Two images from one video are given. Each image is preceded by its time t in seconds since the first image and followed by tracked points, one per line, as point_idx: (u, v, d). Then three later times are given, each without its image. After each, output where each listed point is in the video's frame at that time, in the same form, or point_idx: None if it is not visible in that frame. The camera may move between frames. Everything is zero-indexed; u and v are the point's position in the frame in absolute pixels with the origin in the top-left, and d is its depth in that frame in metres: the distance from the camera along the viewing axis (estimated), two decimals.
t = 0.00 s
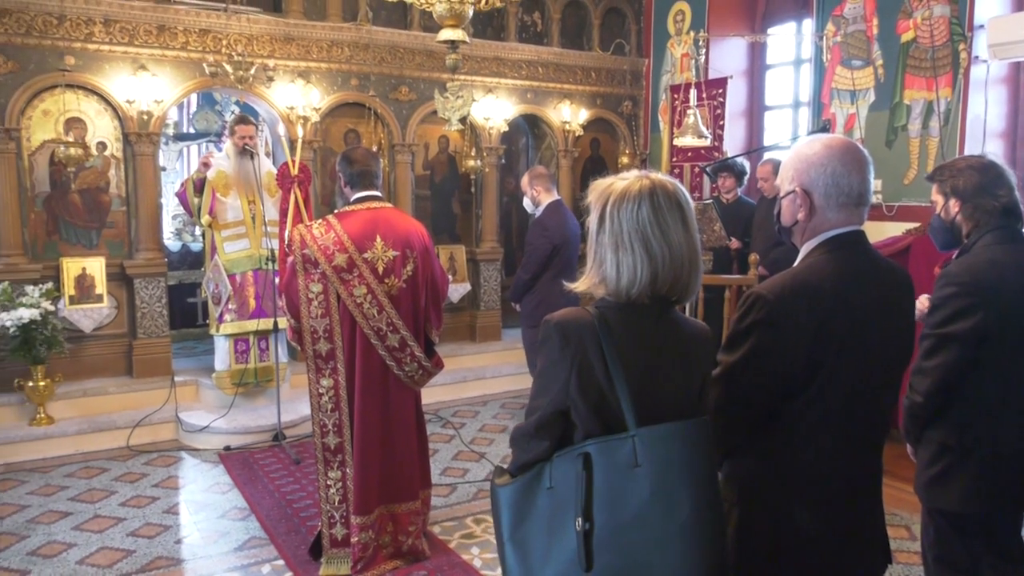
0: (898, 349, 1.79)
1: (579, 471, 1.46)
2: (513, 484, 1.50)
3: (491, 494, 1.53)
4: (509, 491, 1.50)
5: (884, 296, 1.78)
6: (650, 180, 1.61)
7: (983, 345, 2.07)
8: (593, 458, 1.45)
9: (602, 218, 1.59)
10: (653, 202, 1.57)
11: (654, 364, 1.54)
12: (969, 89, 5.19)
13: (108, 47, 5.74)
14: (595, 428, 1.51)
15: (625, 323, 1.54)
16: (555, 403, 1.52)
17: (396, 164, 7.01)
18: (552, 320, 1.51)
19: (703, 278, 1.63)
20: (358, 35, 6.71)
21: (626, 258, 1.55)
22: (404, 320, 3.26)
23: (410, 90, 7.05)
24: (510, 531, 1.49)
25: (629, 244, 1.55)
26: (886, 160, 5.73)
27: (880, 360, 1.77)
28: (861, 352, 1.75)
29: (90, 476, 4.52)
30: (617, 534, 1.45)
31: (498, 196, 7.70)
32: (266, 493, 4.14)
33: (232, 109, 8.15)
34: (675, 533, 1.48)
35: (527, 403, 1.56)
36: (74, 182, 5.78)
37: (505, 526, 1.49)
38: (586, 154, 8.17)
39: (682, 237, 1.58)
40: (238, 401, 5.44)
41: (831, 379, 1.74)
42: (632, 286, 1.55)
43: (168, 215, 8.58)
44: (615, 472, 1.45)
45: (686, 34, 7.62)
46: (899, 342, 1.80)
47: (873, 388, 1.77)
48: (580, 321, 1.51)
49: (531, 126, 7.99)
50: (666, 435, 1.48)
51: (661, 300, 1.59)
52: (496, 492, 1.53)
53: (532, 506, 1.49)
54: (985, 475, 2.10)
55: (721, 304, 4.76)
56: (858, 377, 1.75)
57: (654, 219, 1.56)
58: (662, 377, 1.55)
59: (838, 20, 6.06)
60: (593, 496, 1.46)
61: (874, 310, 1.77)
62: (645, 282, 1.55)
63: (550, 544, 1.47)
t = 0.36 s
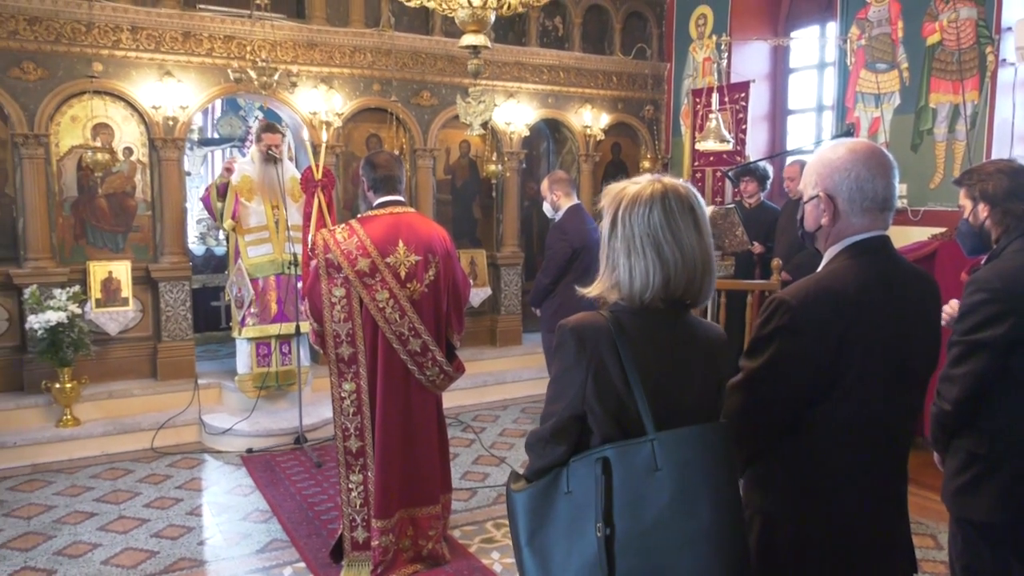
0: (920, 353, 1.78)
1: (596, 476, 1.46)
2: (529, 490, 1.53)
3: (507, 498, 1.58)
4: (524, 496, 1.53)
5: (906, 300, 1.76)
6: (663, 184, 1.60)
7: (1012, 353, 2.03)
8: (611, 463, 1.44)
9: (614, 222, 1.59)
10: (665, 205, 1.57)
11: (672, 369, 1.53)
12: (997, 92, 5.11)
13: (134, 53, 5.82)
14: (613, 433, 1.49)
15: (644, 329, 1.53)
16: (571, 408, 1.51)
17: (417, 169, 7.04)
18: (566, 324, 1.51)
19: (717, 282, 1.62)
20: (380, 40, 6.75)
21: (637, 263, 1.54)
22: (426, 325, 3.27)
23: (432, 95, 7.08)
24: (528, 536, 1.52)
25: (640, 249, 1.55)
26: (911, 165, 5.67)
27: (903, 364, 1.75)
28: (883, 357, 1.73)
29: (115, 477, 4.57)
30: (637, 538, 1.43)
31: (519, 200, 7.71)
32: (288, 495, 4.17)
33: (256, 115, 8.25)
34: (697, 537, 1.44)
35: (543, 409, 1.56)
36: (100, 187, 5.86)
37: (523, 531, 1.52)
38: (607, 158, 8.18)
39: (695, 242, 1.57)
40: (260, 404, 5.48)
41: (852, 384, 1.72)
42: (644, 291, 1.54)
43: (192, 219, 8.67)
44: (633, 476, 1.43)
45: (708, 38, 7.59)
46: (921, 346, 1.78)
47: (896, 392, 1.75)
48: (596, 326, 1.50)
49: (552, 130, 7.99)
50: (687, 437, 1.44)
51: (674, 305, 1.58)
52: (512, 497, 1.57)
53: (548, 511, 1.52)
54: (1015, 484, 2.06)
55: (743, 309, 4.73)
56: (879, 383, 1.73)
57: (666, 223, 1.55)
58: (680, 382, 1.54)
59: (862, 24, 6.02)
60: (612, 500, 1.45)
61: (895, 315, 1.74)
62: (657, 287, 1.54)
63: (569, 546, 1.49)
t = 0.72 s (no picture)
0: (942, 361, 1.74)
1: (586, 481, 1.46)
2: (529, 492, 1.54)
3: (508, 501, 1.57)
4: (524, 499, 1.53)
5: (930, 307, 1.73)
6: (655, 192, 1.57)
7: None
8: (601, 468, 1.45)
9: (605, 229, 1.60)
10: (649, 215, 1.54)
11: (675, 375, 1.50)
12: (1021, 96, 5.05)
13: (157, 60, 5.89)
14: (604, 437, 1.48)
15: (651, 335, 1.51)
16: (563, 412, 1.50)
17: (436, 174, 7.07)
18: (555, 329, 1.53)
19: (707, 294, 1.56)
20: (400, 46, 6.78)
21: (615, 273, 1.54)
22: (445, 330, 3.27)
23: (451, 100, 7.10)
24: (524, 538, 1.53)
25: (620, 258, 1.54)
26: (933, 169, 5.62)
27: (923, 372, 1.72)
28: (902, 366, 1.70)
29: (136, 479, 4.61)
30: (623, 545, 1.43)
31: (537, 205, 7.71)
32: (306, 499, 4.18)
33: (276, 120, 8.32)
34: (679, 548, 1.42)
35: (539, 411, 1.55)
36: (123, 192, 5.93)
37: (520, 533, 1.54)
38: (624, 163, 8.17)
39: (677, 253, 1.52)
40: (279, 408, 5.51)
41: (870, 392, 1.70)
42: (621, 300, 1.53)
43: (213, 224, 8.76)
44: (622, 482, 1.43)
45: (727, 42, 7.56)
46: (944, 355, 1.74)
47: (916, 401, 1.72)
48: (589, 331, 1.49)
49: (570, 135, 7.99)
50: (675, 446, 1.42)
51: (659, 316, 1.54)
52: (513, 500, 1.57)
53: (544, 515, 1.51)
54: None
55: (762, 315, 4.70)
56: (895, 392, 1.70)
57: (646, 233, 1.53)
58: (681, 388, 1.51)
59: (883, 27, 5.97)
60: (601, 505, 1.45)
61: (918, 322, 1.71)
62: (632, 297, 1.52)
63: (558, 551, 1.49)
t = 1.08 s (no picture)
0: (962, 367, 1.72)
1: (565, 482, 1.44)
2: (523, 490, 1.54)
3: (504, 498, 1.57)
4: (517, 497, 1.54)
5: (950, 311, 1.71)
6: (648, 197, 1.55)
7: None
8: (580, 471, 1.42)
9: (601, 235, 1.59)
10: (639, 221, 1.52)
11: (671, 381, 1.47)
12: None
13: (175, 66, 5.94)
14: (589, 443, 1.47)
15: (658, 340, 1.49)
16: (551, 413, 1.50)
17: (451, 179, 7.09)
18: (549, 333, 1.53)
19: (701, 300, 1.53)
20: (415, 51, 6.80)
21: (603, 280, 1.53)
22: (460, 334, 3.27)
23: (466, 105, 7.12)
24: (512, 537, 1.53)
25: (609, 265, 1.53)
26: (952, 173, 5.58)
27: (942, 377, 1.70)
28: (921, 371, 1.69)
29: (152, 482, 4.64)
30: (593, 551, 1.41)
31: (552, 209, 7.72)
32: (321, 502, 4.20)
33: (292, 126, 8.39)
34: (644, 558, 1.38)
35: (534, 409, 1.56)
36: (142, 197, 5.98)
37: (511, 529, 1.54)
38: (639, 167, 8.16)
39: (665, 259, 1.50)
40: (294, 411, 5.54)
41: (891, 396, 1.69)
42: (609, 307, 1.52)
43: (230, 228, 8.83)
44: (597, 488, 1.41)
45: (743, 46, 7.54)
46: (964, 360, 1.72)
47: (935, 406, 1.70)
48: (578, 334, 1.48)
49: (585, 139, 7.99)
50: (650, 453, 1.38)
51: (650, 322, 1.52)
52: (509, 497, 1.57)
53: (532, 514, 1.51)
54: None
55: (778, 320, 4.68)
56: (913, 397, 1.69)
57: (634, 240, 1.51)
58: (676, 393, 1.47)
59: (901, 30, 5.93)
60: (575, 509, 1.43)
61: (938, 326, 1.70)
62: (619, 304, 1.51)
63: (536, 552, 1.48)
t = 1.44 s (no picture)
0: (972, 371, 1.71)
1: (557, 485, 1.43)
2: (521, 492, 1.54)
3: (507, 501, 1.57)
4: (514, 500, 1.54)
5: (959, 315, 1.70)
6: (642, 200, 1.56)
7: None
8: (571, 474, 1.41)
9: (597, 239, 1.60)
10: (633, 225, 1.53)
11: (671, 384, 1.47)
12: None
13: (187, 70, 5.97)
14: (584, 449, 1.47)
15: (662, 344, 1.48)
16: (548, 416, 1.50)
17: (461, 182, 7.10)
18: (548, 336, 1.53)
19: (695, 302, 1.52)
20: (425, 54, 6.82)
21: (597, 284, 1.53)
22: (469, 337, 3.27)
23: (475, 108, 7.13)
24: (511, 539, 1.52)
25: (603, 269, 1.54)
26: (963, 176, 5.54)
27: (952, 380, 1.68)
28: (931, 374, 1.67)
29: (163, 483, 4.66)
30: (582, 555, 1.39)
31: (561, 212, 7.72)
32: (330, 504, 4.21)
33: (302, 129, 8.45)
34: (630, 563, 1.35)
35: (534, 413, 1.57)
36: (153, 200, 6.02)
37: (510, 531, 1.53)
38: (649, 170, 8.15)
39: (658, 262, 1.50)
40: (304, 414, 5.56)
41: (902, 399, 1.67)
42: (602, 310, 1.52)
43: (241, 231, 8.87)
44: (587, 491, 1.39)
45: (752, 49, 7.52)
46: (974, 363, 1.71)
47: (946, 409, 1.69)
48: (574, 338, 1.48)
49: (595, 142, 7.99)
50: (637, 457, 1.36)
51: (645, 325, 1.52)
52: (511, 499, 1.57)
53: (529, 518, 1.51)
54: None
55: (788, 323, 4.66)
56: (923, 401, 1.67)
57: (628, 243, 1.52)
58: (676, 396, 1.46)
59: (913, 33, 5.90)
60: (565, 513, 1.41)
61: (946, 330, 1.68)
62: (613, 307, 1.51)
63: (531, 555, 1.47)
